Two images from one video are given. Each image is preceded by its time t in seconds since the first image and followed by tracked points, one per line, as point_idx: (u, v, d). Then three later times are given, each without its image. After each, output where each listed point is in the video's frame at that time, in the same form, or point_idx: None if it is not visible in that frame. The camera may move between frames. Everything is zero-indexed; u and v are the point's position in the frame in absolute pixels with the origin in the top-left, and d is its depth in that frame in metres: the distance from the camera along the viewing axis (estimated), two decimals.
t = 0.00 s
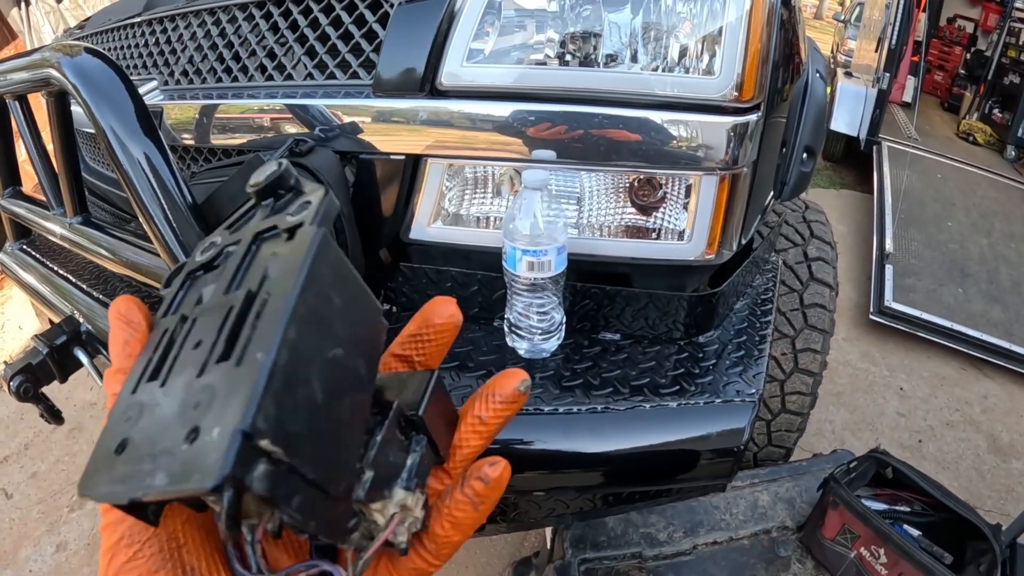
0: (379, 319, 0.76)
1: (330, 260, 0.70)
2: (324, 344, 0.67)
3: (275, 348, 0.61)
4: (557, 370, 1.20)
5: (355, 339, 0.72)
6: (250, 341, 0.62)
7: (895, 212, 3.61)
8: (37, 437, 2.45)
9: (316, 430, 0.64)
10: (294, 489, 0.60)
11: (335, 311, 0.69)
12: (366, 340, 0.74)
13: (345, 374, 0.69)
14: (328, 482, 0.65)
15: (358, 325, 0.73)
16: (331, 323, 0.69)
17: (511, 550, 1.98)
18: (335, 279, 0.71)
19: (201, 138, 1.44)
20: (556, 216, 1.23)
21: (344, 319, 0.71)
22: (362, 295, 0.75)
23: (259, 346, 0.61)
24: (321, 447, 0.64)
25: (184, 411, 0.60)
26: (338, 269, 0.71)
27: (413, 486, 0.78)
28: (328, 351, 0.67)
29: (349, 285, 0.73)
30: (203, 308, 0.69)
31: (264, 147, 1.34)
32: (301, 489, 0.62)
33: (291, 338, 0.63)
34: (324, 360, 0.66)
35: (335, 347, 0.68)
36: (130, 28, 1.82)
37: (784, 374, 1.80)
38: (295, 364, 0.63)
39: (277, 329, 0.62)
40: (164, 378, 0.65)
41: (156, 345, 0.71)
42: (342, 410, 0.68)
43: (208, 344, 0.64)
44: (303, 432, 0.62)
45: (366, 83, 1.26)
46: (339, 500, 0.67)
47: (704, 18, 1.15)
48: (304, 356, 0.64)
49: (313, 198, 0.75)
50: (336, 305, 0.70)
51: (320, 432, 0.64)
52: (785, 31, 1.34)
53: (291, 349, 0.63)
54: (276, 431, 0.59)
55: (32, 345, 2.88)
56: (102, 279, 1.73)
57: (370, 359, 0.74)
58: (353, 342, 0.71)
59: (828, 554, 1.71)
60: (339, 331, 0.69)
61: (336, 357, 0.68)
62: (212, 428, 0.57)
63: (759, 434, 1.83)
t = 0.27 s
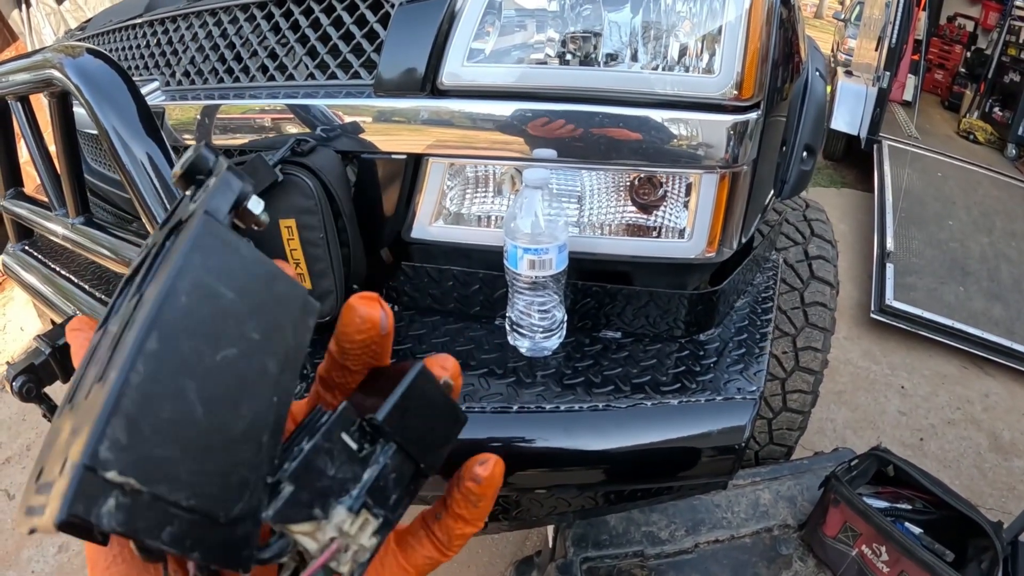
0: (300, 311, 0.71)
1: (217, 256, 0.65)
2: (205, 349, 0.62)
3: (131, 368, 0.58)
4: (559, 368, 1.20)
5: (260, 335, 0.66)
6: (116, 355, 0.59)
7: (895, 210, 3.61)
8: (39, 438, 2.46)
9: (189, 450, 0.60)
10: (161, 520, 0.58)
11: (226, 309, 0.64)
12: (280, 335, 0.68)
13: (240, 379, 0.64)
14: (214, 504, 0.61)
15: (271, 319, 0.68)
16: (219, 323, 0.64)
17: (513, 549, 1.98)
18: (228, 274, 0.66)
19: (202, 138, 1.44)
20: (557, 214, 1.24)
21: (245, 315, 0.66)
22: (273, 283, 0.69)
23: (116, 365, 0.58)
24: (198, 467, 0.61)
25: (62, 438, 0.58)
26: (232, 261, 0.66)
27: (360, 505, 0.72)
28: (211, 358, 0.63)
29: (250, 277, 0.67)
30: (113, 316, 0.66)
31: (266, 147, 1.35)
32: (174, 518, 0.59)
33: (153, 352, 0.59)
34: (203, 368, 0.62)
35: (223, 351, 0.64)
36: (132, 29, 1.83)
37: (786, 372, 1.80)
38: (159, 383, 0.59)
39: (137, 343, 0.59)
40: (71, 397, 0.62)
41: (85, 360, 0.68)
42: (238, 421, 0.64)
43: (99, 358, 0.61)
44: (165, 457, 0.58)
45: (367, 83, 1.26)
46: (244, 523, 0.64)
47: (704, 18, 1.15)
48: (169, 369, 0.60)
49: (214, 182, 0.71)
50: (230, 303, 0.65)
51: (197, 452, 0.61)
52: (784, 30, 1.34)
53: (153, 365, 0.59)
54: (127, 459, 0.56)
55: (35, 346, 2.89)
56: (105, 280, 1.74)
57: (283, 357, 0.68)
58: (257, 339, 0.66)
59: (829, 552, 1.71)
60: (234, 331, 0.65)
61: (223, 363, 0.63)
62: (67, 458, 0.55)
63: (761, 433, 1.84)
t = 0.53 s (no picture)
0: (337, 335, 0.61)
1: (252, 278, 0.56)
2: (234, 386, 0.54)
3: (153, 413, 0.50)
4: (558, 367, 1.21)
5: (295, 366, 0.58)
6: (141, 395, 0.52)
7: (895, 209, 3.61)
8: (40, 438, 2.47)
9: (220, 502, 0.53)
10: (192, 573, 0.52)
11: (258, 339, 0.56)
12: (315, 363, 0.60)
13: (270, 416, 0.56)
14: (238, 552, 0.54)
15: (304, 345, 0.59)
16: (252, 353, 0.56)
17: (514, 549, 1.98)
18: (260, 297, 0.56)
19: (203, 139, 1.45)
20: (556, 214, 1.24)
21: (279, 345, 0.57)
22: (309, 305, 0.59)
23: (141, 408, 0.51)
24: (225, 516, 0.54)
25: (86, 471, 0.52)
26: (269, 277, 0.57)
27: (380, 554, 0.60)
28: (240, 396, 0.55)
29: (286, 300, 0.58)
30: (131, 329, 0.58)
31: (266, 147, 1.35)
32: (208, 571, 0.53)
33: (180, 394, 0.52)
34: (232, 408, 0.54)
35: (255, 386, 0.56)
36: (132, 30, 1.83)
37: (786, 372, 1.80)
38: (188, 426, 0.52)
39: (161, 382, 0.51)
40: (83, 413, 0.57)
41: (92, 357, 0.61)
42: (269, 461, 0.56)
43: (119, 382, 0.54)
44: (198, 511, 0.52)
45: (367, 83, 1.26)
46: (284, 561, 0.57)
47: (702, 17, 1.16)
48: (195, 413, 0.52)
49: (250, 180, 0.59)
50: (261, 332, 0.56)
51: (231, 501, 0.54)
52: (782, 29, 1.35)
53: (180, 410, 0.52)
54: (154, 511, 0.50)
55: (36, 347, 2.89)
56: (105, 281, 1.74)
57: (316, 385, 0.60)
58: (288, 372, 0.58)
59: (829, 551, 1.71)
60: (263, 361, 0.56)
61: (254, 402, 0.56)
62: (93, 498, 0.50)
63: (761, 432, 1.85)
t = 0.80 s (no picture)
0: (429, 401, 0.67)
1: (385, 303, 0.63)
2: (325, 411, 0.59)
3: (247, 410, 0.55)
4: (556, 367, 1.21)
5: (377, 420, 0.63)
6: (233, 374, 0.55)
7: (894, 208, 3.61)
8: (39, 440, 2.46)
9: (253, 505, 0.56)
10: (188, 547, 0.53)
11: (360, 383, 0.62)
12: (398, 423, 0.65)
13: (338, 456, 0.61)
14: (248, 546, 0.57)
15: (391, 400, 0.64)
16: (353, 379, 0.61)
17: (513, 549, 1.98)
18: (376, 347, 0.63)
19: (201, 140, 1.45)
20: (554, 214, 1.24)
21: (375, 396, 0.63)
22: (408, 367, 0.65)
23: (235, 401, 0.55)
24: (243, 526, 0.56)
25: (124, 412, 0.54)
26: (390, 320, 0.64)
27: None
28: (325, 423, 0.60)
29: (402, 345, 0.65)
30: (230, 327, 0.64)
31: (264, 148, 1.35)
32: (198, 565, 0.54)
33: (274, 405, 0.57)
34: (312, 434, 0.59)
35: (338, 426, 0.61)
36: (130, 32, 1.83)
37: (785, 371, 1.80)
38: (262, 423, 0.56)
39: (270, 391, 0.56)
40: (158, 362, 0.61)
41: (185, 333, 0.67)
42: (322, 490, 0.60)
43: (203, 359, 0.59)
44: (241, 497, 0.55)
45: (365, 84, 1.27)
46: None
47: (699, 17, 1.16)
48: (282, 402, 0.57)
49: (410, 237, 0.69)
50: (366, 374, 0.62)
51: (264, 509, 0.57)
52: (779, 28, 1.35)
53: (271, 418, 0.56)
54: (190, 466, 0.52)
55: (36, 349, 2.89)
56: (104, 282, 1.75)
57: (395, 440, 0.66)
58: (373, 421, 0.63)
59: (828, 550, 1.71)
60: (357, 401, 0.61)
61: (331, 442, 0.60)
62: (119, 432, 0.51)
63: (760, 431, 1.87)
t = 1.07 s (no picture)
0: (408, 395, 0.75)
1: (355, 312, 0.69)
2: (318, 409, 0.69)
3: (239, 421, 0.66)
4: (553, 366, 1.21)
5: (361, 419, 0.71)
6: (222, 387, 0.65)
7: (893, 207, 3.61)
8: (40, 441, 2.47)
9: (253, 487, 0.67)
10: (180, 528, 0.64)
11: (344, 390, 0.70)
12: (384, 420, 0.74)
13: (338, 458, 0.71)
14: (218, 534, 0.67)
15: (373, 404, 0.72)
16: (326, 380, 0.69)
17: (513, 549, 1.98)
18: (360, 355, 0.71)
19: (199, 140, 1.45)
20: (550, 212, 1.24)
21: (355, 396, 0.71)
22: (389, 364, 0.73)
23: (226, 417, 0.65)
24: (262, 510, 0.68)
25: (124, 413, 0.64)
26: (366, 322, 0.70)
27: None
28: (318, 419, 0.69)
29: (372, 351, 0.71)
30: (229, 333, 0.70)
31: (262, 149, 1.36)
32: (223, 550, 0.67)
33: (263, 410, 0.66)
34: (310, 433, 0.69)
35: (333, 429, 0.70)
36: (128, 32, 1.83)
37: (783, 370, 1.80)
38: (249, 423, 0.66)
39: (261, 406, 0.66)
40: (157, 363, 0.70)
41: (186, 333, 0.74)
42: (291, 475, 0.69)
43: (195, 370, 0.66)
44: (207, 488, 0.64)
45: (361, 84, 1.27)
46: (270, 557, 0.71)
47: (694, 17, 1.15)
48: (244, 403, 0.65)
49: (398, 237, 0.75)
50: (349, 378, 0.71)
51: (243, 511, 0.67)
52: (776, 27, 1.35)
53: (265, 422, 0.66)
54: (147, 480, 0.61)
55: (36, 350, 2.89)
56: (104, 282, 1.75)
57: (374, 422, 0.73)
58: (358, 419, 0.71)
59: (827, 548, 1.71)
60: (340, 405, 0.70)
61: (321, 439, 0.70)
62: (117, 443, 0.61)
63: (758, 429, 1.88)
